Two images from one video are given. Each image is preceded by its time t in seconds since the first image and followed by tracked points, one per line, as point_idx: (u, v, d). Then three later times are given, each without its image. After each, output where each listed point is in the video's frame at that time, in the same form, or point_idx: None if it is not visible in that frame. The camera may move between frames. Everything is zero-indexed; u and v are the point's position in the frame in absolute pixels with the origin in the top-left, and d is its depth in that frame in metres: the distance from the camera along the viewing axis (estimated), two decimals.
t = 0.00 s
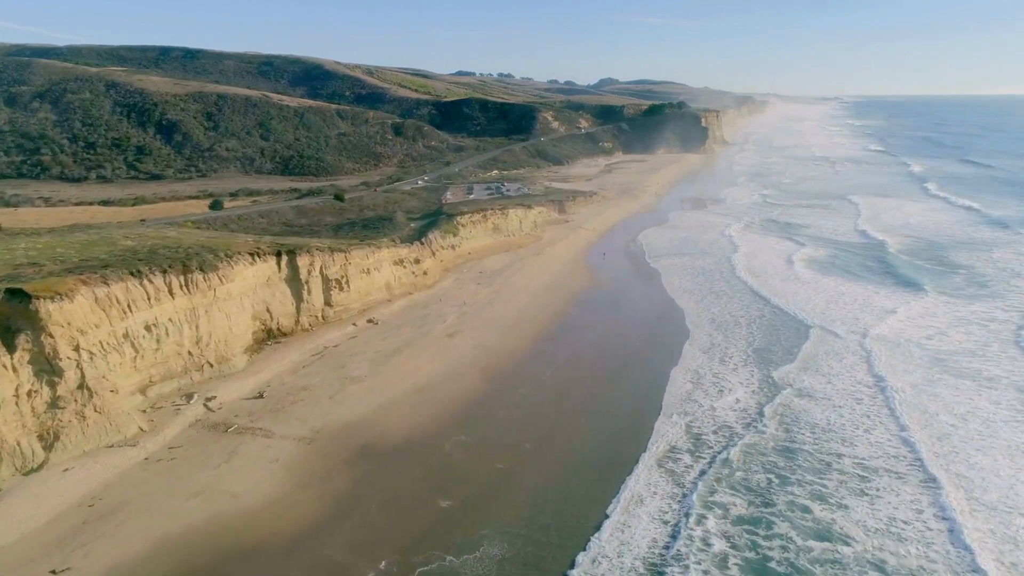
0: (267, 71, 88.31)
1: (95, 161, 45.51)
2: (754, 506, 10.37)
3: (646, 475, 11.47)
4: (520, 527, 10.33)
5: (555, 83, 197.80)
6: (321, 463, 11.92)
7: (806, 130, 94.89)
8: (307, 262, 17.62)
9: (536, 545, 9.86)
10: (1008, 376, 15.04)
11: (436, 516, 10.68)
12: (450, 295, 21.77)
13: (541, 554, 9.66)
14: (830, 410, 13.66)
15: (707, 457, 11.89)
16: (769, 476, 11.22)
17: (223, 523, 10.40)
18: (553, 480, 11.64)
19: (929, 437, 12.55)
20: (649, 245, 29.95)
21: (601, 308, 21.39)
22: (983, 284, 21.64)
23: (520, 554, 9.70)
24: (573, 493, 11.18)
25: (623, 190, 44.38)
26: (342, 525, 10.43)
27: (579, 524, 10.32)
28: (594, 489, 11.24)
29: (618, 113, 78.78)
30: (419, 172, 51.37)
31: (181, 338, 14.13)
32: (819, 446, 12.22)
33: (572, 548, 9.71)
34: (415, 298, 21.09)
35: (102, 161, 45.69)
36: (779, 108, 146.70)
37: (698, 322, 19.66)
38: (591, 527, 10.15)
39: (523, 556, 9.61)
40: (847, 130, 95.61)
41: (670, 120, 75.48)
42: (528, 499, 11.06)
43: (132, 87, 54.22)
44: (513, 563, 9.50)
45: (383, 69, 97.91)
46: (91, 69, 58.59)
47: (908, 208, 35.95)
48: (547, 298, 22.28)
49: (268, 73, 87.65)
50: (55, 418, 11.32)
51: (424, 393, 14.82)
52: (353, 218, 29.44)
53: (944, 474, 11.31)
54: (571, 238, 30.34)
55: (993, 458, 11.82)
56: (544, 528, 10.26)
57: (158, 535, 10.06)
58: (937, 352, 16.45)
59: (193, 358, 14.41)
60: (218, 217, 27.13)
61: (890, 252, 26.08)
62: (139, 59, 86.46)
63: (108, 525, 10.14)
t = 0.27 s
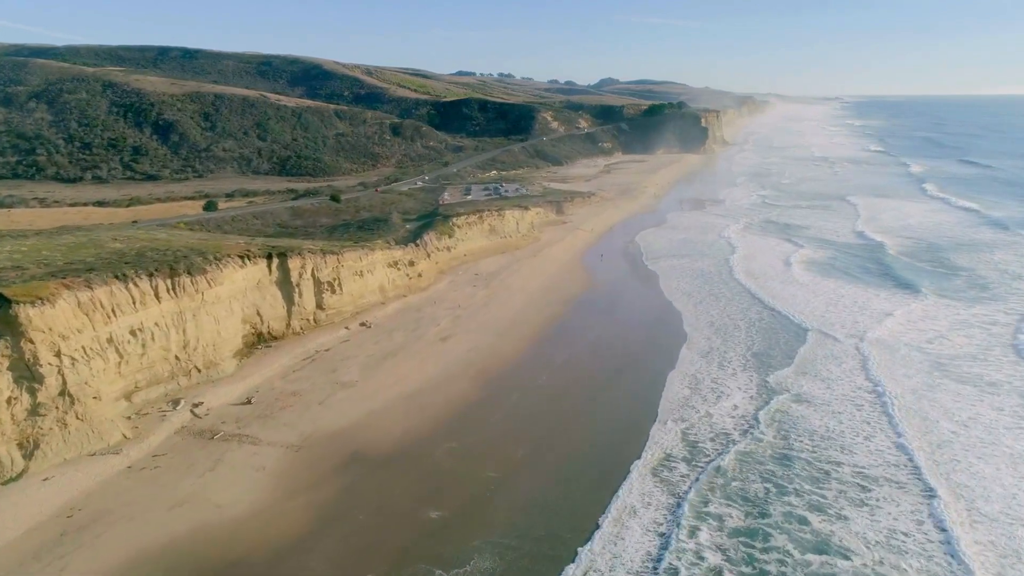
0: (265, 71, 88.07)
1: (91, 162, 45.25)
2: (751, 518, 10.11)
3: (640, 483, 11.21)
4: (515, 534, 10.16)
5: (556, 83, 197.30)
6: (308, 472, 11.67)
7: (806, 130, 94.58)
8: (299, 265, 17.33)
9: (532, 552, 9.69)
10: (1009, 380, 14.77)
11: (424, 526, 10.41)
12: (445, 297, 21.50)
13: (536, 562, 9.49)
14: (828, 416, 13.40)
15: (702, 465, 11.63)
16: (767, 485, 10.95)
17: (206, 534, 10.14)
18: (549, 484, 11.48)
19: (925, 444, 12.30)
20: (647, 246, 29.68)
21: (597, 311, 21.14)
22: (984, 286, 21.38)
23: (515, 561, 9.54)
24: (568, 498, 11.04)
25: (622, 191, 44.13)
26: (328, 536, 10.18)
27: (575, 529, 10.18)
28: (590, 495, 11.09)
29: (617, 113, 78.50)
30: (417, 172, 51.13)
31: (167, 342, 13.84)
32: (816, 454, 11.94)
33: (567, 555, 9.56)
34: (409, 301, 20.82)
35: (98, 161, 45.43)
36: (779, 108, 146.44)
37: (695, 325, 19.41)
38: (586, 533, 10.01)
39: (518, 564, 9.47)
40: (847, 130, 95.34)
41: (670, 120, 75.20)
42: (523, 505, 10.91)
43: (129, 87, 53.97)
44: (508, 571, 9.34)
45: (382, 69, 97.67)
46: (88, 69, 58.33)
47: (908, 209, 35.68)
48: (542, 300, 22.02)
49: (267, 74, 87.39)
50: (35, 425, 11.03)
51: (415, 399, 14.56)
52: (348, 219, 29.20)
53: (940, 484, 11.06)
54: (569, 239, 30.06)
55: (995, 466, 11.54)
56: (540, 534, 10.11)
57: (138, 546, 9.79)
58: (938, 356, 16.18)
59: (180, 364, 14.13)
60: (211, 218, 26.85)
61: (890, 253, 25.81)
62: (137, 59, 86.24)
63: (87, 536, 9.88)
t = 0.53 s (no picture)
0: (264, 70, 87.79)
1: (86, 162, 44.98)
2: (746, 532, 9.81)
3: (633, 495, 10.89)
4: (514, 536, 10.16)
5: (557, 83, 196.93)
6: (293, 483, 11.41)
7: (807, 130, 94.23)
8: (289, 268, 17.02)
9: (532, 553, 9.70)
10: (1011, 387, 14.45)
11: (409, 540, 10.11)
12: (439, 300, 21.21)
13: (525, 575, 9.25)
14: (827, 424, 13.07)
15: (697, 475, 11.32)
16: (763, 497, 10.64)
17: (184, 548, 9.88)
18: (548, 486, 11.48)
19: (925, 456, 11.94)
20: (645, 248, 29.36)
21: (594, 314, 20.83)
22: (985, 289, 21.06)
23: (516, 562, 9.55)
24: (566, 499, 11.04)
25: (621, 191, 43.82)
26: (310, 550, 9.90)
27: (574, 529, 10.19)
28: (589, 496, 11.09)
29: (617, 113, 78.17)
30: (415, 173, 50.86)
31: (152, 348, 13.52)
32: (814, 463, 11.64)
33: (566, 556, 9.56)
34: (402, 304, 20.53)
35: (93, 161, 45.15)
36: (779, 108, 146.12)
37: (692, 329, 19.12)
38: (583, 534, 10.01)
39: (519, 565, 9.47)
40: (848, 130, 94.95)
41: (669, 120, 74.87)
42: (522, 506, 10.90)
43: (126, 87, 53.70)
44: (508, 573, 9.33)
45: (382, 69, 97.37)
46: (85, 68, 58.05)
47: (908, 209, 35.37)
48: (538, 303, 21.73)
49: (265, 73, 87.10)
50: (12, 435, 10.73)
51: (405, 407, 14.28)
52: (343, 220, 28.91)
53: (940, 497, 10.71)
54: (566, 241, 29.77)
55: (998, 478, 11.22)
56: (540, 535, 10.12)
57: (114, 561, 9.52)
58: (938, 361, 15.87)
59: (165, 370, 13.83)
60: (204, 220, 26.56)
61: (890, 255, 25.50)
62: (136, 58, 86.00)
63: (62, 550, 9.61)
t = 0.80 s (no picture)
0: (263, 71, 87.50)
1: (81, 162, 44.67)
2: (742, 547, 9.51)
3: (626, 505, 10.60)
4: (510, 539, 10.05)
5: (557, 83, 196.52)
6: (277, 494, 11.13)
7: (807, 130, 93.81)
8: (278, 271, 16.70)
9: (533, 553, 9.69)
10: (1014, 394, 14.13)
11: (394, 552, 9.82)
12: (433, 303, 20.92)
13: None
14: (826, 433, 12.75)
15: (693, 485, 11.01)
16: (760, 509, 10.33)
17: (160, 563, 9.58)
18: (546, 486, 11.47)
19: (912, 460, 11.80)
20: (643, 250, 29.06)
21: (591, 318, 20.53)
22: (988, 293, 20.73)
23: (519, 563, 9.53)
24: (565, 498, 11.05)
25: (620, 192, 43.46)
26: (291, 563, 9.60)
27: (570, 532, 10.13)
28: (588, 496, 11.09)
29: (617, 113, 77.83)
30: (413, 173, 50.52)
31: (135, 353, 13.18)
32: (812, 473, 11.33)
33: (567, 556, 9.53)
34: (395, 307, 20.22)
35: (88, 162, 44.84)
36: (780, 109, 145.79)
37: (689, 334, 18.81)
38: (581, 533, 10.00)
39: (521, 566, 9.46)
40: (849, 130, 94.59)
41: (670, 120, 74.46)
42: (521, 507, 10.86)
43: (122, 87, 53.42)
44: None
45: (381, 69, 97.11)
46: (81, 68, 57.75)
47: (909, 211, 35.03)
48: (534, 307, 21.43)
49: (264, 74, 86.83)
50: None
51: (395, 414, 14.01)
52: (338, 222, 28.60)
53: (931, 504, 10.51)
54: (563, 242, 29.46)
55: (1002, 490, 10.88)
56: (536, 537, 10.04)
57: None
58: (940, 367, 15.56)
59: (149, 376, 13.52)
60: (197, 222, 26.25)
61: (892, 258, 25.16)
62: (134, 59, 85.76)
63: (32, 565, 9.30)
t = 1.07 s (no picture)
0: (261, 71, 87.22)
1: (76, 163, 44.38)
2: (736, 563, 9.20)
3: (617, 517, 10.31)
4: (500, 548, 9.88)
5: (557, 83, 196.18)
6: (260, 506, 10.81)
7: (808, 130, 93.42)
8: (267, 274, 16.38)
9: (528, 559, 9.58)
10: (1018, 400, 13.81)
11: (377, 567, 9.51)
12: (427, 306, 20.61)
13: None
14: (824, 441, 12.43)
15: (687, 496, 10.70)
16: (756, 522, 10.02)
17: None
18: (544, 488, 11.44)
19: (901, 465, 11.61)
20: (641, 251, 28.73)
21: (587, 322, 20.26)
22: (991, 296, 20.37)
23: (520, 564, 9.52)
24: (556, 506, 10.87)
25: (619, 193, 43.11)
26: None
27: (560, 540, 9.99)
28: (586, 497, 11.09)
29: (616, 113, 77.50)
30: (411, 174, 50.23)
31: (117, 360, 12.84)
32: (810, 484, 11.01)
33: (557, 567, 9.35)
34: (388, 311, 19.91)
35: (84, 162, 44.55)
36: (780, 108, 145.41)
37: (686, 337, 18.50)
38: (571, 541, 9.86)
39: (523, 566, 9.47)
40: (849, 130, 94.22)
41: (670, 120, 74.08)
42: (519, 509, 10.82)
43: (118, 87, 53.14)
44: None
45: (380, 69, 96.81)
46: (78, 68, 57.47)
47: (911, 212, 34.65)
48: (529, 310, 21.14)
49: (263, 73, 86.58)
50: None
51: (384, 421, 13.72)
52: (333, 223, 28.29)
53: (925, 515, 10.23)
54: (560, 244, 29.16)
55: (1006, 502, 10.55)
56: (526, 546, 9.89)
57: None
58: (942, 373, 15.23)
59: (132, 383, 13.19)
60: (189, 223, 25.95)
61: (893, 260, 24.82)
62: (133, 59, 85.53)
63: None
